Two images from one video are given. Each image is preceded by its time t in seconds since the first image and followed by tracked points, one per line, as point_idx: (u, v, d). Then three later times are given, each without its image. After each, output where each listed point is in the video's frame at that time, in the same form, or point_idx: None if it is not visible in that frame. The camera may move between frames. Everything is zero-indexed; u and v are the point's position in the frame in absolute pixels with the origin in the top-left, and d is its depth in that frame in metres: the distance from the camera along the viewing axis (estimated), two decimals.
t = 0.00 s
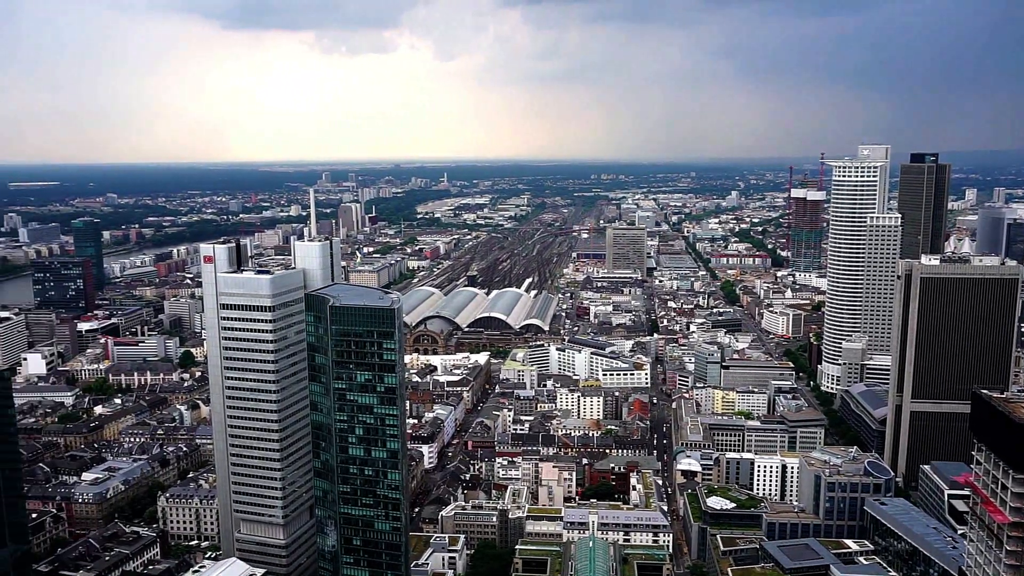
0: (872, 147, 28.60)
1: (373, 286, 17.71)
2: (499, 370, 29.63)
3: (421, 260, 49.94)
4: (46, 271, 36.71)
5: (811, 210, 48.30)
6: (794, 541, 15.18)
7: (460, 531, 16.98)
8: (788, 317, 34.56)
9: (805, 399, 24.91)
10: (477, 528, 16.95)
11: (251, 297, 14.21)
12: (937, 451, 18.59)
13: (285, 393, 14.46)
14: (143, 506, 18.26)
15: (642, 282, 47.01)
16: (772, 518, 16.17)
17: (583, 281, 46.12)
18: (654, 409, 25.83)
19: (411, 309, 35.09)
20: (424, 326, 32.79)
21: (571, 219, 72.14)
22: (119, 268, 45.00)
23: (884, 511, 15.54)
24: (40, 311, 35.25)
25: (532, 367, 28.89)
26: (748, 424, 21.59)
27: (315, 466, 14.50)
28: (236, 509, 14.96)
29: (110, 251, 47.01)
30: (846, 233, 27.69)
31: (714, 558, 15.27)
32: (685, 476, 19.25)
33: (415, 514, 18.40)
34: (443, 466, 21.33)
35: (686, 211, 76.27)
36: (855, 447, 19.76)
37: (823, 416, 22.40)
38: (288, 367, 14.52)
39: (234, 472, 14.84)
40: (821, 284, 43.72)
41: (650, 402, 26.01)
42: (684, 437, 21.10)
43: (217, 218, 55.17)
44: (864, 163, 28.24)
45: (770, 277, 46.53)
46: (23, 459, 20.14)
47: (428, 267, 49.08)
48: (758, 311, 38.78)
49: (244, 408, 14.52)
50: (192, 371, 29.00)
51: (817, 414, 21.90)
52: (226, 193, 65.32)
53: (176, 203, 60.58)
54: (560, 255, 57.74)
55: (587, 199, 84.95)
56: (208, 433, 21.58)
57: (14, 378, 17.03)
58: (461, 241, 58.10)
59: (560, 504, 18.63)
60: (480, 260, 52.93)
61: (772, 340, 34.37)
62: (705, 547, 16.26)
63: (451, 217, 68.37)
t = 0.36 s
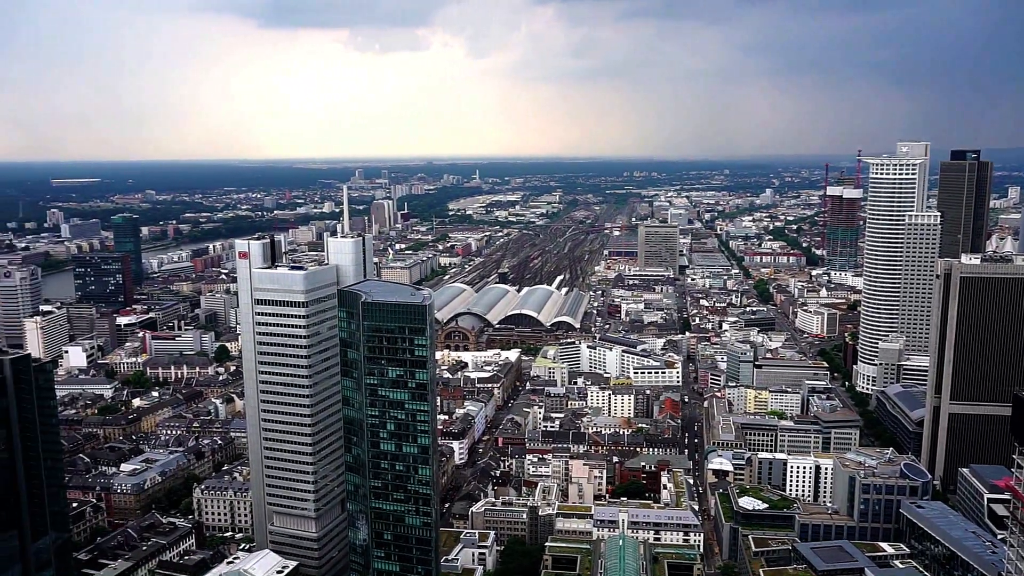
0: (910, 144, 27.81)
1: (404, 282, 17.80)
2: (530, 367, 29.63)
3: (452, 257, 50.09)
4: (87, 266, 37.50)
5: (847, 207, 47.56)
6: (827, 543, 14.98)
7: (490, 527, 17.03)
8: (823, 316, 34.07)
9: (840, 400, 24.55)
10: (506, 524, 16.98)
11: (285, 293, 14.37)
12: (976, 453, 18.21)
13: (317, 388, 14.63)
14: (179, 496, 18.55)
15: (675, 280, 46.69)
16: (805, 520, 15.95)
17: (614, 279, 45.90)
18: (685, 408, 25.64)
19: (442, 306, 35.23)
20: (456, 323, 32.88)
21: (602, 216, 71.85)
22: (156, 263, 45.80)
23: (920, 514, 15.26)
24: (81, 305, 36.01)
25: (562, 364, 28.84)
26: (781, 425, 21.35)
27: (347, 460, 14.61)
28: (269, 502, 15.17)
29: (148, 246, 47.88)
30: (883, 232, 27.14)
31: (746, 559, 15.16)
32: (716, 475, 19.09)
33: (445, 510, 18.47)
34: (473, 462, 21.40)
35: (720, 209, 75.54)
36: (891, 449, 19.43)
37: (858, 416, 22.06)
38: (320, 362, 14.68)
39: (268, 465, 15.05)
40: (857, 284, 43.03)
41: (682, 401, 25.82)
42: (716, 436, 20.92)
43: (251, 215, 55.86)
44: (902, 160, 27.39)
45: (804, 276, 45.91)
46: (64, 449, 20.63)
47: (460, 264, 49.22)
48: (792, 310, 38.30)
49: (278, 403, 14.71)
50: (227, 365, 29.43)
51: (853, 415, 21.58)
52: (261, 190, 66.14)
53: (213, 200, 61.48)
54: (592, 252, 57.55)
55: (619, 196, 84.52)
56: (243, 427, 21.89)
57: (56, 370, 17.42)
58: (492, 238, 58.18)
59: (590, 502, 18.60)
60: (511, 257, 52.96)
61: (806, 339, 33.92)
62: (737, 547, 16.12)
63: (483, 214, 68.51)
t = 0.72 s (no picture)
0: (936, 141, 27.38)
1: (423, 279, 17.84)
2: (549, 365, 29.58)
3: (472, 255, 50.12)
4: (111, 262, 37.94)
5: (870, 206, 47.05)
6: (849, 544, 14.82)
7: (508, 525, 17.04)
8: (845, 315, 33.73)
9: (862, 400, 24.31)
10: (524, 522, 16.97)
11: (305, 290, 14.46)
12: (1001, 455, 17.96)
13: (336, 384, 14.71)
14: (200, 491, 18.73)
15: (695, 279, 46.42)
16: (826, 521, 15.80)
17: (634, 277, 45.73)
18: (705, 407, 25.49)
19: (462, 304, 35.28)
20: (475, 321, 32.89)
21: (622, 215, 71.59)
22: (179, 260, 46.24)
23: (944, 516, 15.05)
24: (105, 300, 36.44)
25: (582, 363, 28.77)
26: (802, 425, 21.16)
27: (366, 457, 14.66)
28: (288, 497, 15.28)
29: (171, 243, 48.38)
30: (908, 230, 26.82)
31: (766, 559, 15.03)
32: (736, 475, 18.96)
33: (464, 507, 18.49)
34: (492, 460, 21.42)
35: (741, 208, 75.01)
36: (913, 450, 19.21)
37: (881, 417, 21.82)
38: (340, 359, 14.76)
39: (287, 461, 15.15)
40: (880, 283, 42.55)
41: (701, 401, 25.67)
42: (736, 436, 20.77)
43: (273, 212, 56.22)
44: (928, 158, 26.99)
45: (827, 275, 45.46)
46: (87, 443, 20.89)
47: (479, 262, 49.26)
48: (814, 310, 37.96)
49: (298, 399, 14.81)
50: (248, 362, 29.66)
51: (875, 415, 21.35)
52: (282, 187, 66.59)
53: (235, 198, 61.98)
54: (612, 250, 57.36)
55: (639, 195, 84.18)
56: (263, 423, 22.06)
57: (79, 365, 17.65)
58: (511, 236, 58.18)
59: (609, 500, 18.58)
60: (531, 255, 52.92)
61: (828, 339, 33.59)
62: (757, 548, 16.00)
63: (503, 212, 68.49)
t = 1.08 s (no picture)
0: (942, 142, 27.32)
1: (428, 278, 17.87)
2: (554, 365, 29.59)
3: (477, 255, 50.12)
4: (117, 261, 38.08)
5: (877, 206, 46.91)
6: (854, 545, 14.79)
7: (512, 526, 17.02)
8: (851, 316, 33.65)
9: (867, 401, 24.26)
10: (529, 522, 16.96)
11: (311, 289, 14.49)
12: (1006, 458, 17.92)
13: (342, 384, 14.74)
14: (206, 489, 18.79)
15: (701, 279, 46.35)
16: (831, 522, 15.78)
17: (639, 277, 45.69)
18: (710, 408, 25.46)
19: (466, 304, 35.30)
20: (481, 321, 32.86)
21: (628, 215, 71.54)
22: (185, 259, 46.38)
23: (949, 518, 15.02)
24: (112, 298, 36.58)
25: (587, 363, 28.77)
26: (807, 426, 21.13)
27: (371, 456, 14.69)
28: (293, 496, 15.32)
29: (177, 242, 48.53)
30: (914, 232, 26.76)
31: (770, 561, 15.02)
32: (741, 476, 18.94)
33: (468, 507, 18.48)
34: (496, 459, 21.45)
35: (747, 208, 74.90)
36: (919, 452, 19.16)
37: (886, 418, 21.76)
38: (346, 358, 14.80)
39: (293, 460, 15.19)
40: (886, 284, 42.43)
41: (706, 401, 25.65)
42: (741, 436, 20.75)
43: (278, 212, 56.34)
44: (934, 159, 26.94)
45: (833, 276, 45.36)
46: (94, 441, 20.96)
47: (484, 262, 49.28)
48: (819, 310, 37.89)
49: (303, 398, 14.85)
50: (253, 360, 29.73)
51: (880, 416, 21.31)
52: (288, 187, 66.77)
53: (241, 197, 62.17)
54: (617, 250, 57.29)
55: (645, 195, 84.15)
56: (268, 421, 22.13)
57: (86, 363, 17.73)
58: (516, 236, 58.21)
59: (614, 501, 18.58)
60: (536, 255, 52.93)
61: (833, 340, 33.52)
62: (761, 548, 16.00)
63: (508, 212, 68.53)
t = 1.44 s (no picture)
0: (960, 142, 27.08)
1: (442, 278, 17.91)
2: (568, 366, 29.56)
3: (491, 255, 50.19)
4: (133, 260, 38.38)
5: (893, 207, 46.58)
6: (869, 548, 14.65)
7: (525, 526, 17.00)
8: (866, 318, 33.42)
9: (883, 403, 24.08)
10: (542, 523, 16.92)
11: (326, 289, 14.56)
12: None
13: (356, 383, 14.80)
14: (220, 488, 18.89)
15: (715, 280, 46.16)
16: (846, 524, 15.67)
17: (653, 278, 45.56)
18: (724, 409, 25.35)
19: (480, 304, 35.33)
20: (494, 321, 32.83)
21: (642, 215, 71.36)
22: (201, 259, 46.68)
23: (966, 521, 14.87)
24: (128, 297, 36.89)
25: (600, 363, 28.73)
26: (822, 427, 20.98)
27: (384, 456, 14.72)
28: (307, 494, 15.39)
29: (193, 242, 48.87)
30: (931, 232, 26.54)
31: (784, 563, 14.94)
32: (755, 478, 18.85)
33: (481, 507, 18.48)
34: (509, 459, 21.46)
35: (762, 208, 74.53)
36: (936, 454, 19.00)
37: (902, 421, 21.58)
38: (360, 358, 14.86)
39: (306, 458, 15.26)
40: (902, 285, 42.08)
41: (720, 402, 25.54)
42: (755, 438, 20.64)
43: (293, 212, 56.61)
44: (951, 158, 26.72)
45: (848, 277, 45.07)
46: (110, 439, 21.13)
47: (498, 262, 49.30)
48: (834, 311, 37.65)
49: (317, 397, 14.92)
50: (267, 360, 29.88)
51: (897, 418, 21.15)
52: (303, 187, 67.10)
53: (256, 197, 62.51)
54: (631, 250, 57.16)
55: (659, 195, 83.93)
56: (283, 420, 22.24)
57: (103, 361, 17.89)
58: (530, 237, 58.21)
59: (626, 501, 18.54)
60: (550, 256, 52.91)
61: (849, 342, 33.29)
62: (775, 551, 15.92)
63: (522, 212, 68.55)
